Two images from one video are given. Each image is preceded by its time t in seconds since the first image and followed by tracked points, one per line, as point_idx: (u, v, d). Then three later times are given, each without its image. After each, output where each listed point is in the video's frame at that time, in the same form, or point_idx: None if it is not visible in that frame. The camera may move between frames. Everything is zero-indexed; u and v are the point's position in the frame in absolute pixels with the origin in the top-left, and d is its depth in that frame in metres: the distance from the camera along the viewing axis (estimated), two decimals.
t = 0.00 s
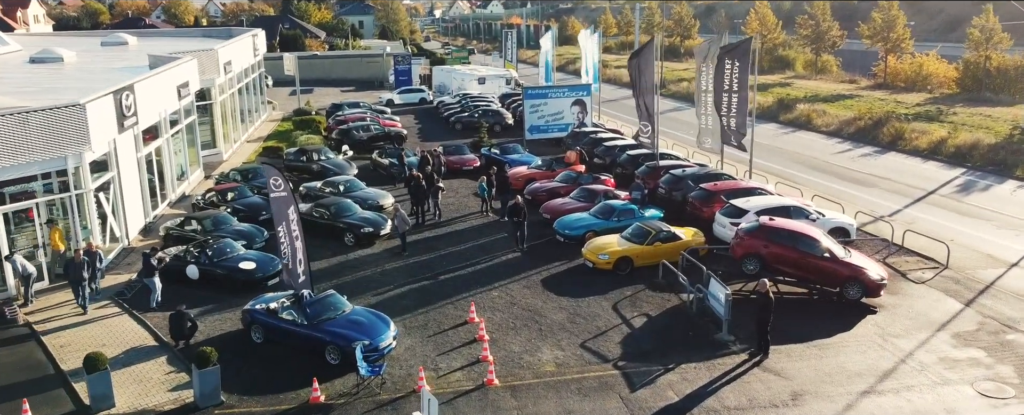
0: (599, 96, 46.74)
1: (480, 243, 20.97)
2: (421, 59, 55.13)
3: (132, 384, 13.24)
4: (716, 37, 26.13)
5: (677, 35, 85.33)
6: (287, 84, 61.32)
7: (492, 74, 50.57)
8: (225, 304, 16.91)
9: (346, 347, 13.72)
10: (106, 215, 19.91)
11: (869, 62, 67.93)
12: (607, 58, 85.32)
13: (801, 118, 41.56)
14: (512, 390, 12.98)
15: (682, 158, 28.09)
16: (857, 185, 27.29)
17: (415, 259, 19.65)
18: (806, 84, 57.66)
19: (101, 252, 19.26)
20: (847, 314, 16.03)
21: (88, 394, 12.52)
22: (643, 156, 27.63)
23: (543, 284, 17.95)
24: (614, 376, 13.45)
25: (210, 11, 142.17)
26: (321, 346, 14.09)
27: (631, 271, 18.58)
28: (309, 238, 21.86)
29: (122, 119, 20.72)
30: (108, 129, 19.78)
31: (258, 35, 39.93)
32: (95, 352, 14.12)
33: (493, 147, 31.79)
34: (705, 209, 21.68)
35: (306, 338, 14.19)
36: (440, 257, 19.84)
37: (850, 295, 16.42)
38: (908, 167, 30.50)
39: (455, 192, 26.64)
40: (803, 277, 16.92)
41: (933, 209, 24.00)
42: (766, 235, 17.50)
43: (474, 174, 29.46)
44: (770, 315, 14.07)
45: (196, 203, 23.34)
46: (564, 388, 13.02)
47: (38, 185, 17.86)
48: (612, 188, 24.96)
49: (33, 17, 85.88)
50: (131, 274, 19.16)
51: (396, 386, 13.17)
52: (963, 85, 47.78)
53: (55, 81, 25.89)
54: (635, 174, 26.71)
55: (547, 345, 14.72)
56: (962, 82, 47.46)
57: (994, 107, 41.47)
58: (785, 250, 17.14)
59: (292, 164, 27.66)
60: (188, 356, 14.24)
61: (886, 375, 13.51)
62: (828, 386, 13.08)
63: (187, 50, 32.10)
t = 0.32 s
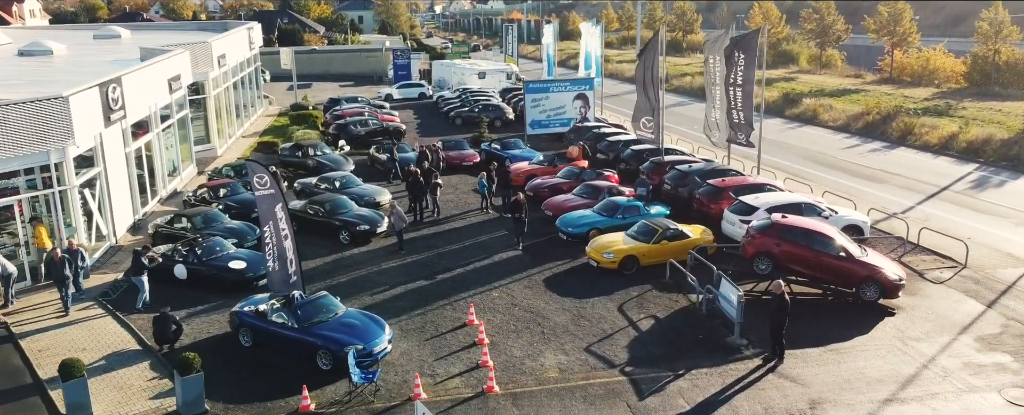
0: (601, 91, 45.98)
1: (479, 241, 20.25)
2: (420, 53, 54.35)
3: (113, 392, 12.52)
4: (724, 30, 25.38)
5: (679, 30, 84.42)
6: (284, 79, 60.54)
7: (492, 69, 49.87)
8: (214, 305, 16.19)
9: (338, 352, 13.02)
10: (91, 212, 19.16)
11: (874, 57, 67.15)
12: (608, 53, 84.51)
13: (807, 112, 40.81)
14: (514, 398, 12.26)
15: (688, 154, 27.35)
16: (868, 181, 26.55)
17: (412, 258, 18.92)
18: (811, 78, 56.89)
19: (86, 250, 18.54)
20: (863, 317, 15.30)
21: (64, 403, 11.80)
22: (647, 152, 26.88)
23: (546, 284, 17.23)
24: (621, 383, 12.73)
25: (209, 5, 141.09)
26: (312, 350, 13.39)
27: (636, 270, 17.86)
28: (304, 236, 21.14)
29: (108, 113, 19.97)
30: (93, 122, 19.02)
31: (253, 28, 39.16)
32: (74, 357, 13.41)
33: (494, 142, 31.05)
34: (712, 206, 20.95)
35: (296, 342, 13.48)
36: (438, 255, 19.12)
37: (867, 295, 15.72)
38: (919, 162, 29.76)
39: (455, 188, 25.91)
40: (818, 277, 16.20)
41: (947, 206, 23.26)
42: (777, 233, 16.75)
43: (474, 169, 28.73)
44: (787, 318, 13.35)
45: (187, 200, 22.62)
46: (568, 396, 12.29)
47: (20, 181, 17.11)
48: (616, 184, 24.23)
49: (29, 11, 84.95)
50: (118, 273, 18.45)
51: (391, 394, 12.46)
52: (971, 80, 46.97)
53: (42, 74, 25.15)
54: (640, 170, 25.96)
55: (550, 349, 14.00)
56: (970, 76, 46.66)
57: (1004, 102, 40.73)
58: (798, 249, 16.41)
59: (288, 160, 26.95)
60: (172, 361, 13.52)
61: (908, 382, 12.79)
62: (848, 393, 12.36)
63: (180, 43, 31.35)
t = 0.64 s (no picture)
0: (603, 84, 45.14)
1: (478, 238, 19.47)
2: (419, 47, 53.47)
3: (86, 399, 11.76)
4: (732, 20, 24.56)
5: (682, 24, 83.48)
6: (281, 73, 59.67)
7: (492, 62, 48.90)
8: (198, 306, 15.42)
9: (327, 357, 12.27)
10: (74, 208, 18.38)
11: (879, 51, 66.32)
12: (610, 47, 83.60)
13: (814, 106, 39.99)
14: (513, 407, 11.49)
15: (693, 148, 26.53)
16: (877, 176, 25.76)
17: (407, 256, 18.15)
18: (815, 72, 56.06)
19: (67, 248, 17.77)
20: (881, 319, 14.54)
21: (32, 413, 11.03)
22: (652, 146, 26.08)
23: (547, 283, 16.45)
24: (627, 390, 11.97)
25: None
26: (299, 355, 12.63)
27: (641, 269, 17.09)
28: (295, 233, 20.37)
29: (91, 105, 19.19)
30: (74, 115, 18.24)
31: (247, 20, 38.33)
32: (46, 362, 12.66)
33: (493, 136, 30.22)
34: (720, 201, 20.15)
35: (282, 346, 12.74)
36: (435, 253, 18.35)
37: (884, 296, 14.95)
38: (930, 157, 28.98)
39: (452, 184, 25.14)
40: (832, 276, 15.43)
41: (962, 202, 22.48)
42: (790, 230, 15.96)
43: (473, 164, 27.94)
44: (803, 321, 12.59)
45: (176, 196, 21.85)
46: (571, 404, 11.52)
47: None
48: (618, 179, 23.44)
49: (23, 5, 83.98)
50: (100, 272, 17.68)
51: (382, 403, 11.69)
52: (979, 73, 46.11)
53: (27, 65, 24.34)
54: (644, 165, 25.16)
55: (552, 353, 13.25)
56: (979, 69, 45.82)
57: (1014, 95, 39.92)
58: (812, 247, 15.62)
59: (281, 154, 26.16)
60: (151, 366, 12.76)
61: (932, 389, 12.02)
62: (869, 401, 11.59)
63: (171, 34, 30.53)
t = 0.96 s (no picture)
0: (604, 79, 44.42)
1: (476, 235, 18.81)
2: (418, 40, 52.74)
3: (60, 408, 11.12)
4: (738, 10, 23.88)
5: (683, 18, 82.67)
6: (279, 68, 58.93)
7: (492, 56, 48.24)
8: (184, 308, 14.77)
9: (315, 362, 11.62)
10: (57, 204, 17.71)
11: (883, 45, 65.59)
12: (611, 41, 82.79)
13: (819, 100, 39.31)
14: None
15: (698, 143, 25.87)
16: (887, 171, 25.09)
17: (403, 255, 17.50)
18: (819, 66, 55.34)
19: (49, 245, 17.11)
20: (898, 321, 13.89)
21: None
22: (655, 140, 25.41)
23: (547, 283, 15.80)
24: (632, 397, 11.33)
25: None
26: (287, 360, 11.99)
27: (646, 268, 16.44)
28: (288, 231, 19.71)
29: (75, 97, 18.53)
30: (57, 107, 17.60)
31: (242, 13, 37.61)
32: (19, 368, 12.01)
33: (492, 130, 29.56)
34: (726, 198, 19.49)
35: (269, 351, 12.10)
36: (431, 252, 17.69)
37: (901, 297, 14.30)
38: (940, 151, 28.31)
39: (450, 179, 24.48)
40: (846, 276, 14.77)
41: (975, 197, 21.83)
42: (802, 228, 15.30)
43: (472, 159, 27.28)
44: (818, 323, 11.93)
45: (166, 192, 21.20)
46: (574, 413, 10.87)
47: None
48: (621, 174, 22.79)
49: None
50: (84, 271, 17.02)
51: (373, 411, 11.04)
52: (986, 67, 45.33)
53: (13, 57, 23.66)
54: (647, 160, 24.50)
55: (553, 357, 12.60)
56: (986, 63, 45.06)
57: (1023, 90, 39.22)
58: (825, 246, 14.98)
59: (275, 149, 25.51)
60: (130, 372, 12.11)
61: (954, 396, 11.38)
62: (889, 410, 10.95)
63: (163, 26, 29.83)
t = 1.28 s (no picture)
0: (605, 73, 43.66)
1: (474, 234, 18.10)
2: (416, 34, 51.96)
3: None
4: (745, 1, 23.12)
5: (685, 12, 81.83)
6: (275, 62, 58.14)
7: (491, 50, 47.52)
8: (167, 312, 14.06)
9: (302, 371, 10.93)
10: (37, 202, 17.00)
11: (887, 40, 64.81)
12: (612, 35, 81.98)
13: (825, 94, 38.58)
14: None
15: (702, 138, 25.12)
16: (898, 167, 24.37)
17: (398, 255, 16.79)
18: (824, 60, 54.58)
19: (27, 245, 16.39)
20: (918, 326, 13.18)
21: None
22: (659, 135, 24.68)
23: (548, 285, 15.09)
24: (639, 408, 10.62)
25: None
26: (272, 369, 11.29)
27: (651, 269, 15.72)
28: (279, 229, 19.00)
29: (56, 91, 17.82)
30: (37, 101, 16.88)
31: (236, 5, 36.83)
32: None
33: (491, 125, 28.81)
34: (734, 195, 18.77)
35: (254, 359, 11.41)
36: (427, 251, 16.98)
37: (920, 300, 13.62)
38: (951, 147, 27.57)
39: (448, 176, 23.76)
40: (863, 278, 14.07)
41: (991, 195, 21.11)
42: (816, 228, 14.57)
43: (470, 154, 26.56)
44: (837, 330, 11.21)
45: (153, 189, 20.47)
46: None
47: None
48: (624, 170, 22.06)
49: None
50: (65, 271, 16.31)
51: None
52: (994, 61, 44.55)
53: None
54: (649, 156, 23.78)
55: (554, 365, 11.91)
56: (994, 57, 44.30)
57: None
58: (840, 246, 14.26)
59: (269, 144, 24.79)
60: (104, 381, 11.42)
61: (983, 407, 10.69)
62: None
63: (154, 18, 29.07)
